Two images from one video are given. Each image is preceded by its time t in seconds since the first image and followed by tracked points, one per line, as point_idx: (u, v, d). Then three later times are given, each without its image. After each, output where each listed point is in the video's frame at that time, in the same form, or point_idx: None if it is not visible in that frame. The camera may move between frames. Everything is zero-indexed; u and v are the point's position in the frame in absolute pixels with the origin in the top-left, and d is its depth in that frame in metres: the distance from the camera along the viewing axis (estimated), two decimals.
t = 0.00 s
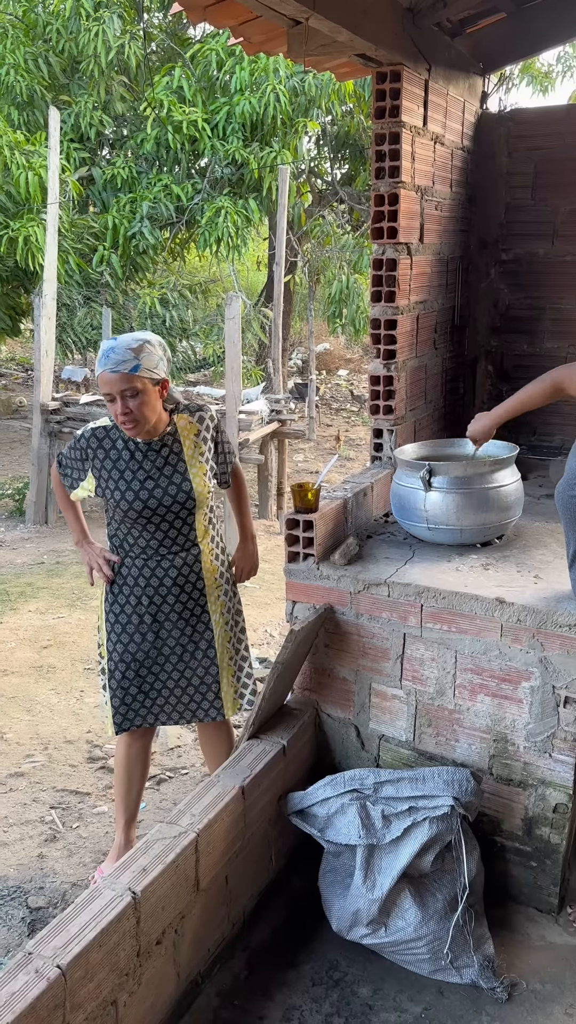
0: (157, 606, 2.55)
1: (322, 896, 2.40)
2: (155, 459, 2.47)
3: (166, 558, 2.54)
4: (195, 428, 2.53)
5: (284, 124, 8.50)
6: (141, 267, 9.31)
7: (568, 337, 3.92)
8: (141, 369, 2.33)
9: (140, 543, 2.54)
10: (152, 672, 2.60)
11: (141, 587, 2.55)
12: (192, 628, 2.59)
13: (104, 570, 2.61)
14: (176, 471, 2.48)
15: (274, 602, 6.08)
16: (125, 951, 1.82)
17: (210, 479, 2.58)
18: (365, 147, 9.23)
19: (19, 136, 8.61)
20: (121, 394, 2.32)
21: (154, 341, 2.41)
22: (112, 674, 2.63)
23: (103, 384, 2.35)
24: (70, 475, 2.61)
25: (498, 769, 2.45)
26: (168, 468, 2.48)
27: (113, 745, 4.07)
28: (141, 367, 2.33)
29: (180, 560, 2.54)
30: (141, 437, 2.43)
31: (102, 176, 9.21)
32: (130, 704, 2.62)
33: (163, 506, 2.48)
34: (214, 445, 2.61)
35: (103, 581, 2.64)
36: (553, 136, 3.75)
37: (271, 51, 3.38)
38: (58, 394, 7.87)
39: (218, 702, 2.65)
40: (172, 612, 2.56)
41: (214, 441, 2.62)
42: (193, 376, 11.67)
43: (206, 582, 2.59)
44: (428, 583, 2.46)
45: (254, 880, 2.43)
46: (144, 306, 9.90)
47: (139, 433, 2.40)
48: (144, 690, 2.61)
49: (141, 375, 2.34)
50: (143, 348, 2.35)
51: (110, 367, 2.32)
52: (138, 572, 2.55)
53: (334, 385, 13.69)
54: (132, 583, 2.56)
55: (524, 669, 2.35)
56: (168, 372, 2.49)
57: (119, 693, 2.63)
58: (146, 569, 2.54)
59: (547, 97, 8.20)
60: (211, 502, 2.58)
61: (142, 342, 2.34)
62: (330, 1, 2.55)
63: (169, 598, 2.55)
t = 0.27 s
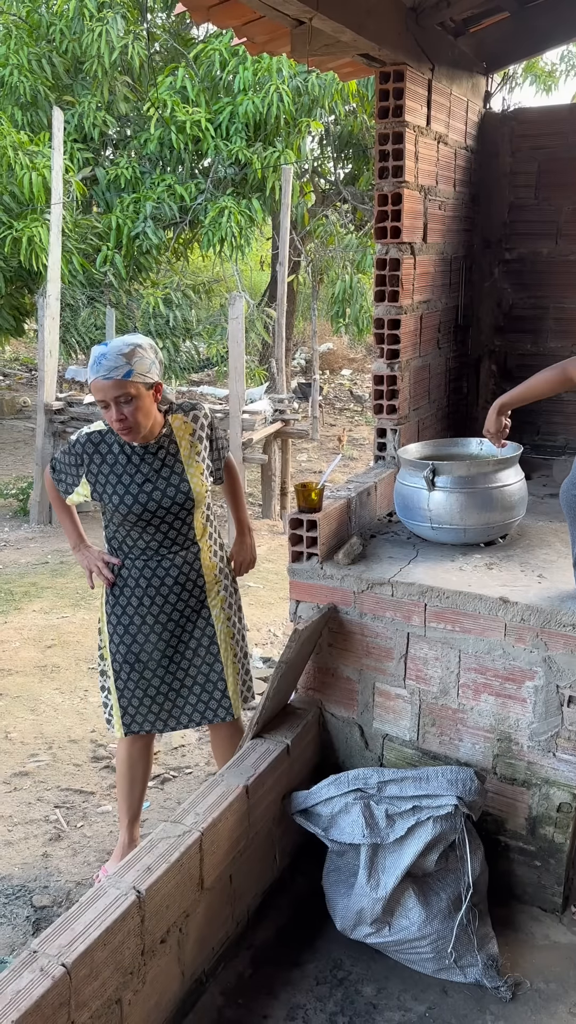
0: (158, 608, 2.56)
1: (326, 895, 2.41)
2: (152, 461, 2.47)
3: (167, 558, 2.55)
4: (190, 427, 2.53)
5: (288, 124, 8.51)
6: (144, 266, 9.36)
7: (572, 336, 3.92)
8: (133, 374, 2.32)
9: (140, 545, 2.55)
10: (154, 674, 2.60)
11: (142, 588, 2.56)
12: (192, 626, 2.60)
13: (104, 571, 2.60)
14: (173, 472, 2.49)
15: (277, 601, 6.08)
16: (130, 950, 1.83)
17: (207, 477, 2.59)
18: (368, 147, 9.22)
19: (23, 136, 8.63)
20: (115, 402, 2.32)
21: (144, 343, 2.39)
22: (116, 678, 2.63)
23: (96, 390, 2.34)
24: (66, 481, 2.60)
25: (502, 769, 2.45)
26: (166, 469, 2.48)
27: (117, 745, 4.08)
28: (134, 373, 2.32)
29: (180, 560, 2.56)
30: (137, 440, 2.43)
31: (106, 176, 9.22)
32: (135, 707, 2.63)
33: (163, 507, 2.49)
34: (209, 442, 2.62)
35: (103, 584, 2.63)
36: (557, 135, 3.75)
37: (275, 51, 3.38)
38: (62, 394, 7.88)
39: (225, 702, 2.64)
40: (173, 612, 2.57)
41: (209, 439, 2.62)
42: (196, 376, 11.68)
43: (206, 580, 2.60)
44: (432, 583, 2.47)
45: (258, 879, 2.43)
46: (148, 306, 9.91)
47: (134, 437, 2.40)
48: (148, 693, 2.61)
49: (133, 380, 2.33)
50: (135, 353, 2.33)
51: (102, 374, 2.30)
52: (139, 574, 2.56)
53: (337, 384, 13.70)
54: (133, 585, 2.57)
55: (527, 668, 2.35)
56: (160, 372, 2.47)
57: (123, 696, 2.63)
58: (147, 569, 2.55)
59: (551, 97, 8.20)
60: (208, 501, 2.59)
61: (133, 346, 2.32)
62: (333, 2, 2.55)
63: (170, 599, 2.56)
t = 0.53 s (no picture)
0: (172, 608, 2.55)
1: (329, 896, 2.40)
2: (174, 459, 2.48)
3: (183, 558, 2.54)
4: (213, 427, 2.55)
5: (290, 124, 8.51)
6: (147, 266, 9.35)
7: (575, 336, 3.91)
8: (157, 371, 2.34)
9: (157, 544, 2.54)
10: (168, 673, 2.59)
11: (157, 587, 2.55)
12: (207, 628, 2.59)
13: (120, 570, 2.59)
14: (194, 471, 2.49)
15: (280, 601, 6.08)
16: (133, 950, 1.83)
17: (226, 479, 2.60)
18: (370, 147, 9.21)
19: (25, 137, 8.66)
20: (138, 397, 2.35)
21: (169, 340, 2.41)
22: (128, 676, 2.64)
23: (120, 387, 2.37)
24: (89, 475, 2.62)
25: (504, 769, 2.45)
26: (186, 468, 2.49)
27: (119, 745, 4.08)
28: (157, 369, 2.34)
29: (196, 561, 2.54)
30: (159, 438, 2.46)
31: (109, 176, 9.23)
32: (145, 707, 2.63)
33: (181, 506, 2.48)
34: (230, 444, 2.63)
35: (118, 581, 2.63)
36: (559, 135, 3.75)
37: (277, 52, 3.38)
38: (65, 395, 7.89)
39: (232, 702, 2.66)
40: (188, 613, 2.56)
41: (231, 440, 2.64)
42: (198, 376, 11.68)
43: (221, 582, 2.60)
44: (434, 583, 2.47)
45: (260, 879, 2.43)
46: (150, 306, 9.92)
47: (157, 433, 2.43)
48: (158, 694, 2.61)
49: (157, 377, 2.35)
50: (158, 349, 2.35)
51: (126, 370, 2.33)
52: (154, 573, 2.55)
53: (340, 384, 13.69)
54: (148, 584, 2.56)
55: (530, 668, 2.35)
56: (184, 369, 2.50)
57: (135, 695, 2.63)
58: (162, 569, 2.54)
59: (554, 96, 8.18)
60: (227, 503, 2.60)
61: (157, 344, 2.35)
62: (334, 2, 2.55)
63: (185, 599, 2.55)
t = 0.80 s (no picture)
0: (177, 608, 2.55)
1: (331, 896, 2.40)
2: (187, 457, 2.49)
3: (188, 558, 2.53)
4: (229, 429, 2.56)
5: (292, 125, 8.51)
6: (149, 266, 9.26)
7: None
8: (182, 367, 2.36)
9: (163, 543, 2.54)
10: (170, 673, 2.59)
11: (161, 586, 2.55)
12: (211, 629, 2.58)
13: (125, 569, 2.60)
14: (205, 470, 2.50)
15: (282, 601, 6.08)
16: (136, 950, 1.83)
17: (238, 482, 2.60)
18: (372, 147, 9.21)
19: (27, 138, 8.68)
20: (161, 392, 2.36)
21: (194, 339, 2.43)
22: (130, 675, 2.63)
23: (144, 381, 2.38)
24: (102, 470, 2.63)
25: (507, 769, 2.45)
26: (198, 467, 2.49)
27: (122, 745, 4.08)
28: (182, 365, 2.36)
29: (202, 562, 2.54)
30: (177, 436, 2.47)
31: (110, 176, 9.24)
32: (146, 708, 2.63)
33: (188, 505, 2.48)
34: (247, 447, 2.64)
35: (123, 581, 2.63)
36: (561, 135, 3.75)
37: (278, 52, 3.38)
38: (67, 395, 7.90)
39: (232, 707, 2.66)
40: (192, 613, 2.55)
41: (247, 444, 2.64)
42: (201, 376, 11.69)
43: (226, 584, 2.59)
44: (436, 583, 2.47)
45: (263, 879, 2.43)
46: (152, 306, 9.92)
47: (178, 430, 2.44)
48: (159, 694, 2.61)
49: (182, 372, 2.37)
50: (185, 347, 2.37)
51: (151, 364, 2.35)
52: (158, 572, 2.55)
53: (342, 384, 13.69)
54: (152, 583, 2.56)
55: (533, 668, 2.35)
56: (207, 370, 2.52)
57: (136, 695, 2.63)
58: (166, 568, 2.54)
59: (555, 95, 8.17)
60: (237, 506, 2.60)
61: (184, 340, 2.37)
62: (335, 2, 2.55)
63: (189, 599, 2.55)
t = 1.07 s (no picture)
0: (169, 610, 2.56)
1: (333, 896, 2.41)
2: (176, 459, 2.48)
3: (179, 559, 2.54)
4: (219, 429, 2.55)
5: (293, 125, 8.51)
6: (150, 267, 9.28)
7: None
8: (163, 370, 2.35)
9: (155, 544, 2.55)
10: (164, 674, 2.60)
11: (153, 588, 2.56)
12: (204, 631, 2.58)
13: (119, 570, 2.62)
14: (195, 472, 2.50)
15: (284, 601, 6.08)
16: (136, 950, 1.83)
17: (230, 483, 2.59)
18: (373, 147, 9.21)
19: (29, 139, 8.68)
20: (141, 393, 2.36)
21: (181, 342, 2.41)
22: (125, 676, 2.65)
23: (127, 381, 2.38)
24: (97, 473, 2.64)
25: (508, 769, 2.45)
26: (188, 469, 2.49)
27: (123, 746, 4.08)
28: (164, 367, 2.35)
29: (193, 563, 2.54)
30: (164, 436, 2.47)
31: (111, 177, 9.24)
32: (141, 708, 2.65)
33: (178, 507, 2.48)
34: (237, 447, 2.63)
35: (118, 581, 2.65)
36: (561, 133, 3.74)
37: (279, 52, 3.38)
38: (69, 396, 7.90)
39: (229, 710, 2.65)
40: (185, 615, 2.56)
41: (237, 444, 2.63)
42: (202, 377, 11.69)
43: (220, 585, 2.59)
44: (437, 583, 2.47)
45: (264, 879, 2.43)
46: (153, 307, 9.92)
47: (160, 432, 2.44)
48: (154, 695, 2.63)
49: (163, 376, 2.36)
50: (169, 349, 2.36)
51: (133, 365, 2.34)
52: (150, 574, 2.56)
53: (343, 384, 13.69)
54: (145, 584, 2.57)
55: (533, 668, 2.34)
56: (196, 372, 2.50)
57: (131, 695, 2.65)
58: (159, 570, 2.55)
59: (557, 95, 8.17)
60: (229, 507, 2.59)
61: (167, 344, 2.36)
62: (335, 2, 2.55)
63: (181, 601, 2.55)
